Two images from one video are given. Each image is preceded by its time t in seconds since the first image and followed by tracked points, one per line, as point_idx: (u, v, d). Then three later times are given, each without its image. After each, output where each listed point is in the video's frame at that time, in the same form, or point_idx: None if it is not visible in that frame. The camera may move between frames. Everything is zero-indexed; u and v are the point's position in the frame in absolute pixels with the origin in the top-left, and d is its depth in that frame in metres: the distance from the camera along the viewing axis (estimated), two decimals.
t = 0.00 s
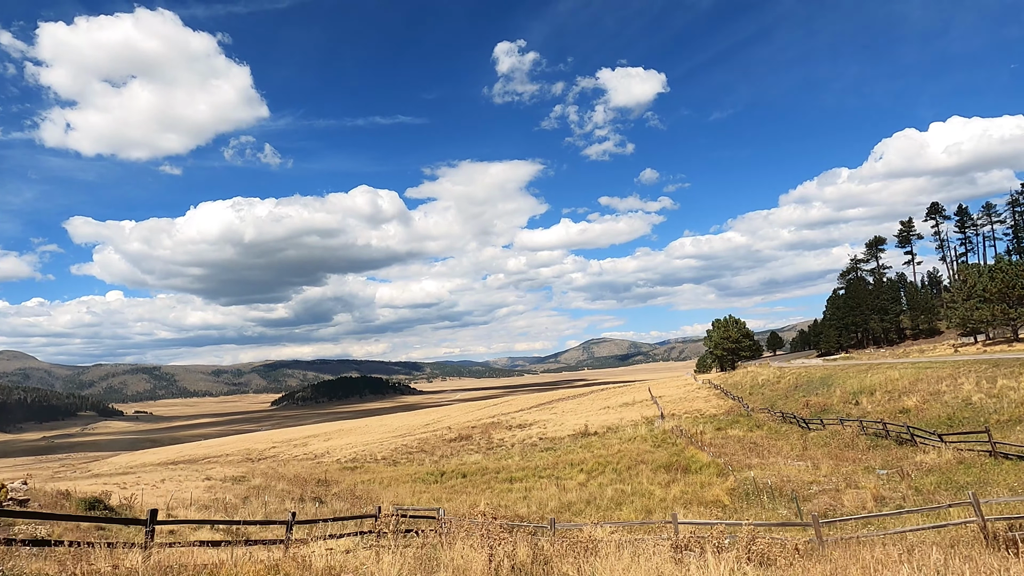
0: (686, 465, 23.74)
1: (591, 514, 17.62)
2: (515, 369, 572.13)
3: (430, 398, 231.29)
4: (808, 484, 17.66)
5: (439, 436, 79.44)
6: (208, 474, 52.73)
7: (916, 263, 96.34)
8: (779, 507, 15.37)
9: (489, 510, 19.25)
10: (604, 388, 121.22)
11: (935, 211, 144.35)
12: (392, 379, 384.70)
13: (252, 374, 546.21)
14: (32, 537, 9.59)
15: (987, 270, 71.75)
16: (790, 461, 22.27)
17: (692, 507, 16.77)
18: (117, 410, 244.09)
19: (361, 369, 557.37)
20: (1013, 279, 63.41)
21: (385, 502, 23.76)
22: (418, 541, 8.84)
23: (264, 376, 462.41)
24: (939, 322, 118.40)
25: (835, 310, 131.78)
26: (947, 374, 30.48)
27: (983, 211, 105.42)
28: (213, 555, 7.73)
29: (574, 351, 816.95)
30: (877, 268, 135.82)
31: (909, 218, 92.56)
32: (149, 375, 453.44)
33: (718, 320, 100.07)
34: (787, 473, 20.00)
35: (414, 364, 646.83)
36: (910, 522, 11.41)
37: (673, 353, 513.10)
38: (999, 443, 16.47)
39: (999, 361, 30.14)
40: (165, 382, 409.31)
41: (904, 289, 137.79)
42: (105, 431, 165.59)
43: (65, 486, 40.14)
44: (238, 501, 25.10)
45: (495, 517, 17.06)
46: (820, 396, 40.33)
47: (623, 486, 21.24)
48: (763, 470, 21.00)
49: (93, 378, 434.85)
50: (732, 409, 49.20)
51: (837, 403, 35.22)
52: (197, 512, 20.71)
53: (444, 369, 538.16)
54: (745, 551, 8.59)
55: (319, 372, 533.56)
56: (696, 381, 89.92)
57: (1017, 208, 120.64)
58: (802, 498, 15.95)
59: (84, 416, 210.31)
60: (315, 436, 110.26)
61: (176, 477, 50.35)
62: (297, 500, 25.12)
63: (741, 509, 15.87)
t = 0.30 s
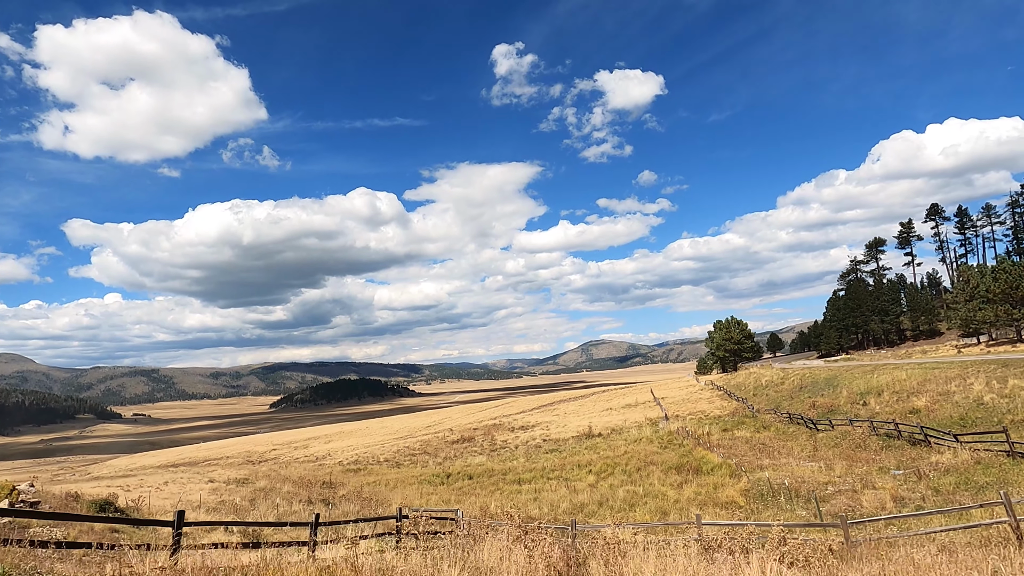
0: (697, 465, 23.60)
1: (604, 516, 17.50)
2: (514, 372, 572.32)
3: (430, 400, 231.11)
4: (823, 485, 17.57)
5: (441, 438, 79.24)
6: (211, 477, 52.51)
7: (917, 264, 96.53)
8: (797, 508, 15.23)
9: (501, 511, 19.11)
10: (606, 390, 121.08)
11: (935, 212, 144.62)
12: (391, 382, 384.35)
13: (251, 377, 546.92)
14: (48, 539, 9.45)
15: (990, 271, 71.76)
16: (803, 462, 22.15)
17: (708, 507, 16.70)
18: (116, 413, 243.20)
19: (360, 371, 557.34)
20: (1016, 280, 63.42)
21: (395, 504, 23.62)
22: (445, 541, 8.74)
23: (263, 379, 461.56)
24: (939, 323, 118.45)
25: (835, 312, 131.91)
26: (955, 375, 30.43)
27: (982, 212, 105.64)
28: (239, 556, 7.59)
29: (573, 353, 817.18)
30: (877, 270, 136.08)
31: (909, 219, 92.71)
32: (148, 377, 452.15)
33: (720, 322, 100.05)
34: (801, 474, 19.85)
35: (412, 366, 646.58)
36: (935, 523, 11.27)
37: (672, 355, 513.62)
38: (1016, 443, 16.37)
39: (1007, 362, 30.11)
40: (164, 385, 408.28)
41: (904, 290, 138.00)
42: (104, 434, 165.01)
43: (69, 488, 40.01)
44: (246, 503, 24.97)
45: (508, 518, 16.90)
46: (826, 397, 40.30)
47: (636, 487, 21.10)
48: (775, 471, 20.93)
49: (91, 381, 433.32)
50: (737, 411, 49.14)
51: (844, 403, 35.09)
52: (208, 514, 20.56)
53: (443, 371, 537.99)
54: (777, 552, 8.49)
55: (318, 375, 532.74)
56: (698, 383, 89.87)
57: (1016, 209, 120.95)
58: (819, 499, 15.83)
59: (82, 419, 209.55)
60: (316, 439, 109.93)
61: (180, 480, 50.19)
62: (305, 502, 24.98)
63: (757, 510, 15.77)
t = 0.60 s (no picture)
0: (707, 467, 23.45)
1: (616, 517, 17.42)
2: (514, 374, 571.25)
3: (429, 402, 230.67)
4: (837, 486, 17.48)
5: (443, 440, 78.97)
6: (213, 479, 52.29)
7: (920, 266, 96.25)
8: (813, 509, 15.11)
9: (513, 513, 19.01)
10: (608, 391, 120.75)
11: (936, 214, 144.51)
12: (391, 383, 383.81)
13: (250, 378, 546.11)
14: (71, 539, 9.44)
15: (994, 272, 71.56)
16: (814, 463, 22.04)
17: (722, 509, 16.63)
18: (115, 415, 242.59)
19: (360, 372, 556.89)
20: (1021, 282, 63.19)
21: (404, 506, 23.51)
22: (470, 542, 8.69)
23: (262, 380, 461.17)
24: (941, 325, 118.21)
25: (836, 313, 131.76)
26: (964, 376, 30.26)
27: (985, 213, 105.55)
28: (265, 557, 7.52)
29: (573, 354, 816.50)
30: (878, 271, 135.91)
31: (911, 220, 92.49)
32: (147, 379, 451.64)
33: (722, 324, 99.85)
34: (813, 475, 19.76)
35: (412, 368, 645.94)
36: (959, 526, 11.16)
37: (672, 357, 513.26)
38: None
39: (1016, 362, 29.92)
40: (163, 387, 407.44)
41: (905, 292, 137.80)
42: (104, 436, 164.68)
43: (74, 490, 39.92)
44: (253, 505, 24.85)
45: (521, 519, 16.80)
46: (832, 398, 40.12)
47: (646, 489, 20.96)
48: (787, 472, 20.84)
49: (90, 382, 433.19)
50: (742, 412, 48.93)
51: (851, 405, 34.91)
52: (216, 516, 20.42)
53: (443, 372, 537.57)
54: (807, 552, 8.42)
55: (318, 377, 532.03)
56: (700, 384, 89.69)
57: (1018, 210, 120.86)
58: (834, 500, 15.74)
59: (81, 420, 209.16)
60: (316, 441, 109.66)
61: (183, 481, 50.06)
62: (312, 504, 24.88)
63: (772, 510, 15.68)
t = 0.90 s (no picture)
0: (720, 468, 23.30)
1: (632, 518, 17.30)
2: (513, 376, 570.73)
3: (429, 404, 230.05)
4: (854, 487, 17.37)
5: (446, 442, 78.69)
6: (216, 481, 52.01)
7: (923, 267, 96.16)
8: (835, 510, 14.99)
9: (528, 514, 18.91)
10: (610, 393, 120.46)
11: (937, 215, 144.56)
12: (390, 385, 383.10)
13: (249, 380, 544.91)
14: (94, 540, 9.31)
15: (998, 273, 71.46)
16: (829, 464, 21.91)
17: (740, 510, 16.52)
18: (114, 417, 241.74)
19: (359, 374, 555.96)
20: None
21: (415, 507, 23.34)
22: (504, 542, 8.67)
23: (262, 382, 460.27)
24: (943, 326, 118.16)
25: (837, 315, 131.66)
26: (974, 377, 30.10)
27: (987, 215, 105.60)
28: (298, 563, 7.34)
29: (572, 356, 815.82)
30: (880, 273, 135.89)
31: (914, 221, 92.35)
32: (146, 381, 450.50)
33: (725, 325, 99.57)
34: (829, 476, 19.64)
35: (412, 370, 644.77)
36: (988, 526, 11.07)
37: (671, 359, 512.85)
38: None
39: None
40: (161, 389, 406.29)
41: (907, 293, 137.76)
42: (103, 438, 164.10)
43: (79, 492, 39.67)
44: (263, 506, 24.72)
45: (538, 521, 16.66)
46: (839, 399, 39.99)
47: (661, 490, 20.79)
48: (802, 473, 20.73)
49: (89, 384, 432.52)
50: (748, 414, 48.71)
51: (860, 406, 34.74)
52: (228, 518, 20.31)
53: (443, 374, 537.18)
54: (846, 553, 8.52)
55: (318, 379, 531.04)
56: (704, 386, 89.41)
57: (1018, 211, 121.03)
58: (853, 501, 15.64)
59: (80, 422, 208.28)
60: (318, 442, 109.23)
61: (187, 483, 49.84)
62: (323, 505, 24.76)
63: (793, 511, 15.59)
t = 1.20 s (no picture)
0: (731, 468, 23.26)
1: (644, 518, 17.26)
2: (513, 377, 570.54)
3: (429, 405, 229.49)
4: (869, 487, 17.29)
5: (448, 443, 78.48)
6: (219, 482, 51.80)
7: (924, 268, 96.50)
8: (852, 510, 14.93)
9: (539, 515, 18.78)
10: (611, 394, 120.35)
11: (937, 217, 144.82)
12: (390, 387, 382.57)
13: (248, 382, 543.49)
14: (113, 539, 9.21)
15: (1001, 274, 71.49)
16: (840, 465, 21.86)
17: (754, 510, 16.45)
18: (112, 419, 240.87)
19: (358, 376, 555.64)
20: None
21: (424, 508, 23.26)
22: (529, 541, 8.67)
23: (260, 384, 459.04)
24: (943, 327, 118.23)
25: (837, 316, 131.69)
26: (982, 377, 30.01)
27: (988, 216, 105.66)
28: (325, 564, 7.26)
29: (571, 358, 816.10)
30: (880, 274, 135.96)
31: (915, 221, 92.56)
32: (145, 382, 449.86)
33: (727, 326, 99.47)
34: (842, 476, 19.59)
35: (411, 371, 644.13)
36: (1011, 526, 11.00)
37: (670, 361, 512.98)
38: None
39: None
40: (160, 390, 405.09)
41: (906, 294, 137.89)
42: (102, 440, 163.47)
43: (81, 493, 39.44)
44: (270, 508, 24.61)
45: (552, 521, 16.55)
46: (845, 400, 39.91)
47: (672, 490, 20.72)
48: (813, 474, 20.64)
49: (87, 385, 431.11)
50: (752, 415, 48.59)
51: (867, 406, 34.64)
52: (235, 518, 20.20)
53: (442, 375, 536.89)
54: (880, 555, 8.50)
55: (316, 380, 529.99)
56: (706, 387, 89.31)
57: (1018, 212, 121.17)
58: (867, 501, 15.57)
59: (78, 424, 207.42)
60: (318, 444, 108.95)
61: (189, 484, 49.63)
62: (331, 507, 24.63)
63: (809, 511, 15.52)
